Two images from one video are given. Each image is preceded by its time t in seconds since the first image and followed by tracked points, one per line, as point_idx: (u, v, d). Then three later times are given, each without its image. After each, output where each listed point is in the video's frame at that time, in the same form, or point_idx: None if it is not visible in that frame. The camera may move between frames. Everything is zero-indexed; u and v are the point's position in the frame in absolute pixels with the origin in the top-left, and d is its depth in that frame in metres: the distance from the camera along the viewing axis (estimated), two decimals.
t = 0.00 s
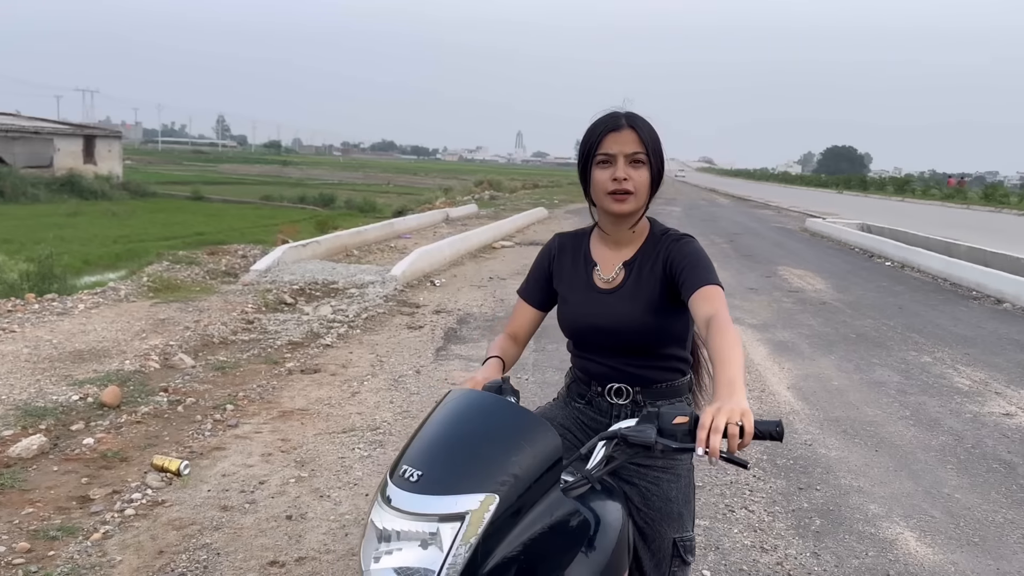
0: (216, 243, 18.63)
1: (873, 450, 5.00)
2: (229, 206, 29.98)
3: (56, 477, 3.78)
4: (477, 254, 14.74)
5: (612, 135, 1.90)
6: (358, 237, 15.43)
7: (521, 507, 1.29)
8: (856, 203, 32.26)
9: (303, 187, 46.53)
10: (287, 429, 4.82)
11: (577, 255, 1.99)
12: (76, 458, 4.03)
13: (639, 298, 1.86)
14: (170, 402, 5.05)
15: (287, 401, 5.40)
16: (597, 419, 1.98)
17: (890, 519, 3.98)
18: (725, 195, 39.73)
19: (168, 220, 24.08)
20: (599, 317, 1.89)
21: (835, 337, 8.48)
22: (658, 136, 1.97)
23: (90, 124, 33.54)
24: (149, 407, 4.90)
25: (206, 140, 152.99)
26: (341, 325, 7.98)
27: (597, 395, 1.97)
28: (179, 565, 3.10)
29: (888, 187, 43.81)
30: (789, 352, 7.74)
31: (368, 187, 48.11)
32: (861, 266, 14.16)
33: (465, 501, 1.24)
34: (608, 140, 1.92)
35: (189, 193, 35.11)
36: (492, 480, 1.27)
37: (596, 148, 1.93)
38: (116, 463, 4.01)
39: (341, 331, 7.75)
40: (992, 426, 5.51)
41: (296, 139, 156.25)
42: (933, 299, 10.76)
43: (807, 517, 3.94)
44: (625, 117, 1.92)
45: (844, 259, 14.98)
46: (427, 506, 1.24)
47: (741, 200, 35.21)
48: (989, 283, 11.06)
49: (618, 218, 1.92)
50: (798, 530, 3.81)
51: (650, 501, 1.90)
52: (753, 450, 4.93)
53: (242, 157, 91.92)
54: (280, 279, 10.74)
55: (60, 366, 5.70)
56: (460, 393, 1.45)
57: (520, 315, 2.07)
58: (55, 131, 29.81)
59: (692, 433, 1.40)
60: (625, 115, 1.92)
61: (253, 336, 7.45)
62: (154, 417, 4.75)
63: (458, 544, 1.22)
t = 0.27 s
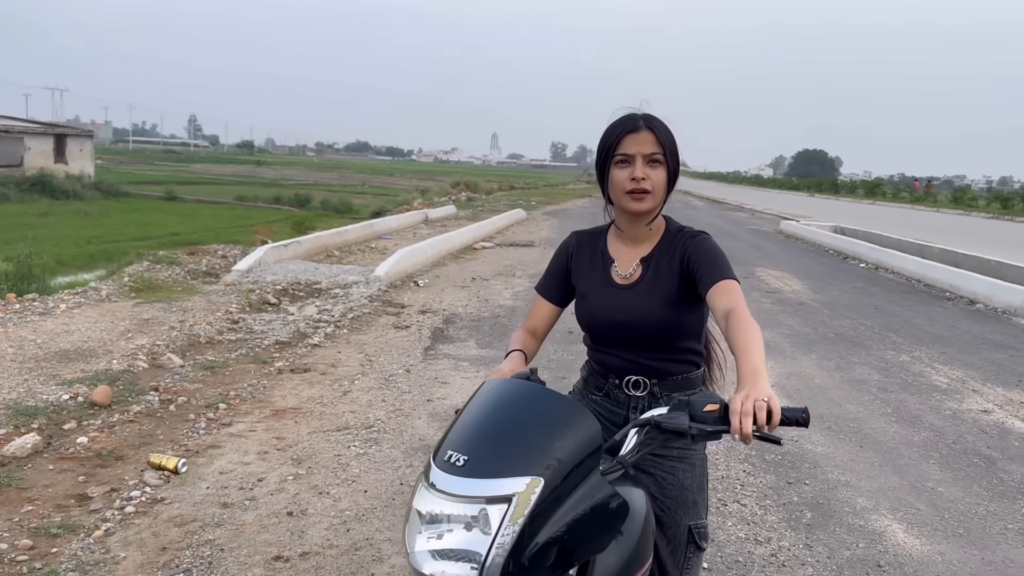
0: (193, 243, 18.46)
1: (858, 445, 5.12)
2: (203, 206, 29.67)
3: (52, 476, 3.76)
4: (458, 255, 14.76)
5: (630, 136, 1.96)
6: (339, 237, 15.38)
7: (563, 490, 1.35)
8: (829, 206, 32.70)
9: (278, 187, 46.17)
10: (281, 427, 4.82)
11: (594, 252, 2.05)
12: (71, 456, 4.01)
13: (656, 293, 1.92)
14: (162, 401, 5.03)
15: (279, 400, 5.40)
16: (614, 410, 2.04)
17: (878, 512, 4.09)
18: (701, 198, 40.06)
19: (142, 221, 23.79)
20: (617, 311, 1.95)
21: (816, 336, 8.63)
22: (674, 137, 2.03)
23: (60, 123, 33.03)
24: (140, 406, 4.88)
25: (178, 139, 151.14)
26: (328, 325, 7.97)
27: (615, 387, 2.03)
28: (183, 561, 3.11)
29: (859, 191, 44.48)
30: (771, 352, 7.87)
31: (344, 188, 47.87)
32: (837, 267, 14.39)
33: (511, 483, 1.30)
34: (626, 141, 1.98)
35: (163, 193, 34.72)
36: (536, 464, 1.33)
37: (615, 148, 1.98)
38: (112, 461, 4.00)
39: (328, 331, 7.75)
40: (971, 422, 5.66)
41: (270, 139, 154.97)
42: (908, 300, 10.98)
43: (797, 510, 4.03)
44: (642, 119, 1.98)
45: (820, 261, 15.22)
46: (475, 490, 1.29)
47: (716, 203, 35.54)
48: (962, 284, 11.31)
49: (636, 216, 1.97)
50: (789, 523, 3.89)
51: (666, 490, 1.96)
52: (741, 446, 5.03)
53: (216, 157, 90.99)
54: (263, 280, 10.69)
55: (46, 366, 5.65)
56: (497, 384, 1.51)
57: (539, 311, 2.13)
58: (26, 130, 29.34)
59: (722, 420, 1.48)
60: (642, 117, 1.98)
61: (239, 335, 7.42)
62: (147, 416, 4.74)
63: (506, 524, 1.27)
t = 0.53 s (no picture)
0: (175, 243, 18.34)
1: (843, 444, 5.22)
2: (184, 206, 29.46)
3: (47, 473, 3.76)
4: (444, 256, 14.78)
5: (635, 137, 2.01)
6: (323, 238, 15.36)
7: (581, 476, 1.40)
8: (810, 210, 33.06)
9: (260, 188, 45.91)
10: (274, 425, 4.83)
11: (600, 250, 2.09)
12: (65, 453, 4.01)
13: (661, 290, 1.97)
14: (153, 399, 5.03)
15: (271, 399, 5.41)
16: (619, 404, 2.08)
17: (864, 508, 4.18)
18: (683, 201, 40.30)
19: (123, 220, 23.59)
20: (623, 308, 2.00)
21: (800, 338, 8.75)
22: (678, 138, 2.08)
23: (39, 122, 32.67)
24: (132, 404, 4.87)
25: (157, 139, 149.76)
26: (316, 325, 7.97)
27: (620, 381, 2.08)
28: (183, 556, 3.12)
29: (839, 196, 44.97)
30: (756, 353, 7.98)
31: (326, 189, 47.68)
32: (818, 270, 14.58)
33: (533, 469, 1.34)
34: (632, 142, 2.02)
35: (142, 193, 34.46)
36: (556, 451, 1.38)
37: (621, 149, 2.03)
38: (107, 459, 4.00)
39: (317, 330, 7.75)
40: (953, 422, 5.78)
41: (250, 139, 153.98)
42: (888, 303, 11.15)
43: (786, 507, 4.11)
44: (648, 121, 2.02)
45: (802, 264, 15.41)
46: (498, 475, 1.34)
47: (698, 207, 35.81)
48: (942, 288, 11.51)
49: (641, 215, 2.02)
50: (778, 518, 3.97)
51: (670, 481, 2.01)
52: (729, 444, 5.10)
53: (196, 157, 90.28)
54: (249, 280, 10.66)
55: (35, 365, 5.62)
56: (515, 375, 1.56)
57: (546, 308, 2.18)
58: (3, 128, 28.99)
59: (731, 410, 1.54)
60: (648, 118, 2.02)
61: (227, 335, 7.40)
62: (139, 414, 4.74)
63: (529, 508, 1.32)
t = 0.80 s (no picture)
0: (162, 244, 18.28)
1: (826, 446, 5.31)
2: (171, 207, 29.36)
3: (38, 471, 3.78)
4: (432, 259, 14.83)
5: (623, 143, 2.06)
6: (312, 239, 15.37)
7: (571, 469, 1.46)
8: (795, 215, 33.33)
9: (247, 189, 45.78)
10: (264, 425, 4.86)
11: (589, 253, 2.15)
12: (56, 452, 4.03)
13: (648, 291, 2.03)
14: (143, 399, 5.04)
15: (260, 399, 5.43)
16: (607, 402, 2.14)
17: (846, 508, 4.26)
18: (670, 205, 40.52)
19: (109, 221, 23.49)
20: (612, 309, 2.06)
21: (784, 342, 8.85)
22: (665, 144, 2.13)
23: (24, 121, 32.48)
24: (122, 403, 4.89)
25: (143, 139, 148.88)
26: (305, 326, 8.00)
27: (608, 380, 2.14)
28: (175, 553, 3.15)
29: (824, 201, 45.31)
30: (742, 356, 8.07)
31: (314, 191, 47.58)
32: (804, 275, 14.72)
33: (525, 462, 1.40)
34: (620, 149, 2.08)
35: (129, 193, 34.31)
36: (547, 445, 1.44)
37: (609, 154, 2.08)
38: (97, 457, 4.02)
39: (306, 332, 7.76)
40: (934, 424, 5.88)
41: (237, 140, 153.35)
42: (872, 307, 11.28)
43: (770, 507, 4.18)
44: (636, 127, 2.08)
45: (787, 268, 15.55)
46: (492, 468, 1.39)
47: (685, 211, 36.01)
48: (924, 293, 11.65)
49: (629, 219, 2.08)
50: (762, 518, 4.04)
51: (656, 478, 2.07)
52: (714, 445, 5.18)
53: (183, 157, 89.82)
54: (237, 280, 10.67)
55: (24, 364, 5.63)
56: (507, 373, 1.61)
57: (536, 309, 2.24)
58: None
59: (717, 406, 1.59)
60: (636, 125, 2.07)
61: (216, 335, 7.41)
62: (129, 414, 4.75)
63: (520, 500, 1.37)
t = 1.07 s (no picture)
0: (154, 244, 18.28)
1: (809, 448, 5.37)
2: (163, 207, 29.33)
3: (26, 469, 3.81)
4: (424, 261, 14.87)
5: (599, 149, 2.12)
6: (304, 241, 15.39)
7: (541, 465, 1.51)
8: (787, 220, 33.48)
9: (240, 190, 45.74)
10: (252, 425, 4.90)
11: (567, 256, 2.20)
12: (44, 450, 4.06)
13: (623, 294, 2.08)
14: (132, 398, 5.07)
15: (249, 399, 5.46)
16: (584, 403, 2.19)
17: (827, 509, 4.31)
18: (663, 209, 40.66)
19: (101, 221, 23.47)
20: (588, 311, 2.11)
21: (771, 346, 8.93)
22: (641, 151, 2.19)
23: (17, 121, 32.42)
24: (111, 402, 4.92)
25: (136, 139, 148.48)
26: (295, 327, 8.03)
27: (584, 380, 2.19)
28: (161, 550, 3.18)
29: (816, 207, 45.49)
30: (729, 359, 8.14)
31: (307, 193, 47.54)
32: (793, 280, 14.81)
33: (496, 457, 1.45)
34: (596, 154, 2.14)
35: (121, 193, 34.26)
36: (518, 440, 1.49)
37: (586, 161, 2.14)
38: (85, 455, 4.05)
39: (296, 333, 7.79)
40: (917, 428, 5.95)
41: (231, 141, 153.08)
42: (860, 312, 11.37)
43: (751, 508, 4.23)
44: (612, 134, 2.14)
45: (776, 273, 15.64)
46: (464, 462, 1.44)
47: (678, 215, 36.14)
48: (912, 298, 11.74)
49: (605, 223, 2.13)
50: (743, 519, 4.09)
51: (631, 476, 2.12)
52: (699, 447, 5.24)
53: (176, 158, 89.60)
54: (228, 281, 10.69)
55: (14, 363, 5.65)
56: (481, 372, 1.66)
57: (515, 310, 2.29)
58: None
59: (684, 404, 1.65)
60: (612, 132, 2.14)
61: (206, 336, 7.44)
62: (118, 413, 4.78)
63: (491, 494, 1.42)
